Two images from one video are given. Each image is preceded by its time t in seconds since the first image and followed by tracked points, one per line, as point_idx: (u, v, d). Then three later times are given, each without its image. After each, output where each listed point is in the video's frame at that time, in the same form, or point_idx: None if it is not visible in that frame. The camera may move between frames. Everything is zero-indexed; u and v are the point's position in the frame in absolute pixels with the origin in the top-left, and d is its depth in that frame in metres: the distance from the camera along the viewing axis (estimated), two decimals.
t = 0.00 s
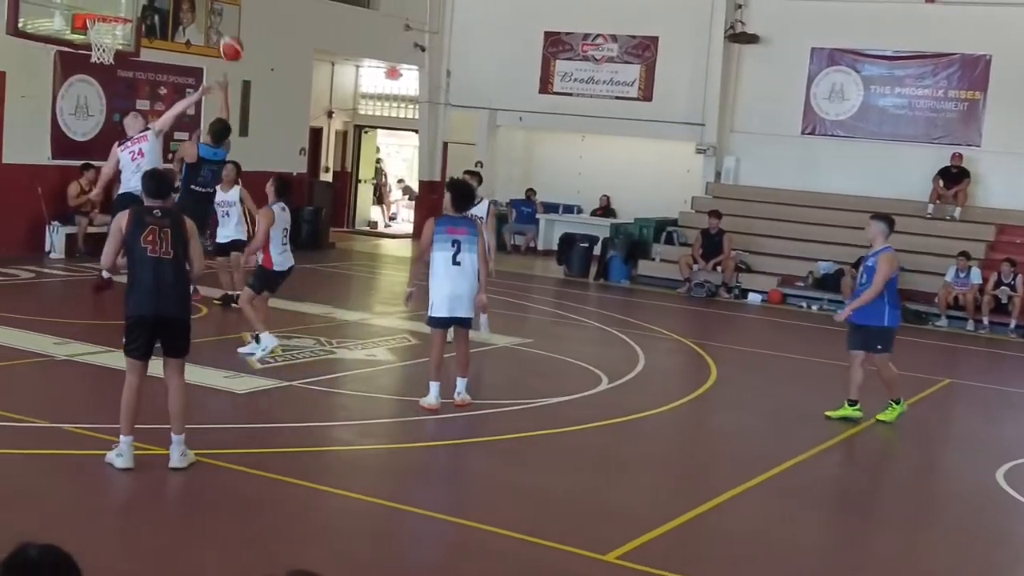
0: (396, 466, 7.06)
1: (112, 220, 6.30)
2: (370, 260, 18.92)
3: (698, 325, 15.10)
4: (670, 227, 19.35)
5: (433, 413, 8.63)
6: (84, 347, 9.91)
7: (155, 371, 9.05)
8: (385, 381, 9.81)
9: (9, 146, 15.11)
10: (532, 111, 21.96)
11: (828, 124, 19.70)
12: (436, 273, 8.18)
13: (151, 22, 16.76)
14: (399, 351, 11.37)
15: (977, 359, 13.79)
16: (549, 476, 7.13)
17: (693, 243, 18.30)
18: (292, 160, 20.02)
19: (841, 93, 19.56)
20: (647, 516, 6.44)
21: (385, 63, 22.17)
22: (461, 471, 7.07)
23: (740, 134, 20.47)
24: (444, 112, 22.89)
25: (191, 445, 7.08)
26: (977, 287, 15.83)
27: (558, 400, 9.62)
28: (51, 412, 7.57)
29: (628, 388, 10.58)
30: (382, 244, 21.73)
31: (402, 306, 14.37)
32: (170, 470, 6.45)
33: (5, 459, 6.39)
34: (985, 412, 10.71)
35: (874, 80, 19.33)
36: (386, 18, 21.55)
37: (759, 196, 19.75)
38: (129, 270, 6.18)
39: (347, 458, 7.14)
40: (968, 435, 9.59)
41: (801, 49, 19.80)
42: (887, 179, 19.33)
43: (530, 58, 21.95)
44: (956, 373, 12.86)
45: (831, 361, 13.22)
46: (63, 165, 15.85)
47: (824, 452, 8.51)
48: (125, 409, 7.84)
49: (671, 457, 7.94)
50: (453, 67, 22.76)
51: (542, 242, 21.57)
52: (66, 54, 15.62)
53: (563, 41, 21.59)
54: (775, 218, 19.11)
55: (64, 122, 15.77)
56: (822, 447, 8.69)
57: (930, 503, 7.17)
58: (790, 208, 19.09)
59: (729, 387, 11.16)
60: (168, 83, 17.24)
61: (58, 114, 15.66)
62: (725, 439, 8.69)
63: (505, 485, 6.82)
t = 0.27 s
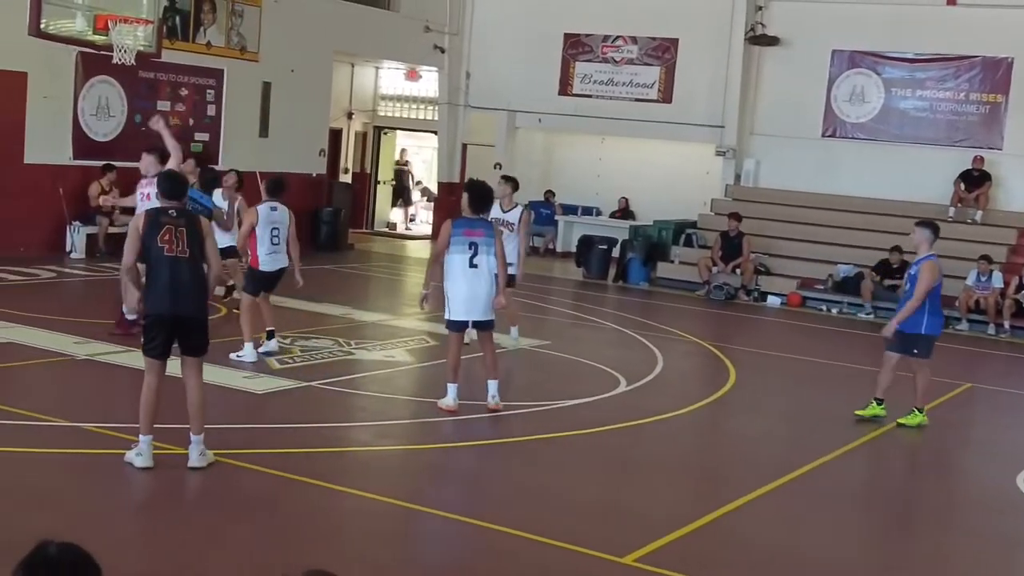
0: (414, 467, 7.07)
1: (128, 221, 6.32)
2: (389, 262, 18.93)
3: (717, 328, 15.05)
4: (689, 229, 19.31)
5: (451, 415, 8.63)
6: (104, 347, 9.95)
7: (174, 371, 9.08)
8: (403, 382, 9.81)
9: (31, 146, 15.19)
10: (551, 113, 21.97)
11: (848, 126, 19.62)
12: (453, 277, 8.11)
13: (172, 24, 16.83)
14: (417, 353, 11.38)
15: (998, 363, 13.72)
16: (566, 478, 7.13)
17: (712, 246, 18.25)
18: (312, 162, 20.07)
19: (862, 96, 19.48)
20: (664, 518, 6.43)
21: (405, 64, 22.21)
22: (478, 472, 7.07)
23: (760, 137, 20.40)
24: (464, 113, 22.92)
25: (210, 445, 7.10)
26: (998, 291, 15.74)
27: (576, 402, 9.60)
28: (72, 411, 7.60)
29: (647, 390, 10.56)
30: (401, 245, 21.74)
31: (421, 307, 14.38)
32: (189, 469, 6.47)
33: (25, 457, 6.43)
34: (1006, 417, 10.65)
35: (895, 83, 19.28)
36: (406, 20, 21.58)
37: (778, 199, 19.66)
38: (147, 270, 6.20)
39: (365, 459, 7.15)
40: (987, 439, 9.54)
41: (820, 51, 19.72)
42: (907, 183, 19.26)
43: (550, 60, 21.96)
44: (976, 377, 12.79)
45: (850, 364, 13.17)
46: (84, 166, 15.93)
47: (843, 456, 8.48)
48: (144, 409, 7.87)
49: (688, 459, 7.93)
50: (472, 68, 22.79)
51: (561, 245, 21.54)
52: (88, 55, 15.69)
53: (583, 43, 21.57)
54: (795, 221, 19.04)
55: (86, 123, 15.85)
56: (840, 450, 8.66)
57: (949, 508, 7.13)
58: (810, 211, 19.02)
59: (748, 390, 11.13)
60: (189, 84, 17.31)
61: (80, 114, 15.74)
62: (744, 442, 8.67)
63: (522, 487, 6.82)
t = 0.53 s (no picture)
0: (429, 468, 7.06)
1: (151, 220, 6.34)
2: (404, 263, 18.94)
3: (732, 330, 15.03)
4: (704, 232, 19.27)
5: (466, 416, 8.62)
6: (120, 346, 9.98)
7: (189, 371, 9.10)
8: (418, 383, 9.82)
9: (49, 146, 15.24)
10: (567, 114, 21.97)
11: (865, 129, 19.57)
12: (477, 281, 8.10)
13: (190, 24, 16.86)
14: (432, 354, 11.37)
15: (1014, 367, 13.66)
16: (581, 480, 7.13)
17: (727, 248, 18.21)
18: (328, 162, 20.10)
19: (878, 98, 19.42)
20: (680, 520, 6.42)
21: (421, 65, 22.22)
22: (493, 474, 7.06)
23: (776, 139, 20.35)
24: (479, 115, 22.94)
25: (225, 445, 7.11)
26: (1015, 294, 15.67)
27: (590, 404, 9.59)
28: (88, 410, 7.62)
29: (662, 393, 10.53)
30: (416, 246, 21.75)
31: (435, 308, 14.38)
32: (203, 469, 6.48)
33: (41, 456, 6.45)
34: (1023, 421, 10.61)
35: (912, 85, 19.22)
36: (422, 21, 21.58)
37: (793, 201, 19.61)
38: (166, 268, 6.23)
39: (379, 459, 7.14)
40: (1004, 443, 9.49)
41: (837, 53, 19.67)
42: (923, 186, 19.19)
43: (566, 61, 21.95)
44: (992, 381, 12.74)
45: (866, 367, 13.13)
46: (101, 166, 15.98)
47: (859, 459, 8.44)
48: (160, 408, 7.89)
49: (703, 462, 7.91)
50: (488, 69, 22.80)
51: (575, 246, 21.51)
52: (106, 55, 15.73)
53: (599, 44, 21.56)
54: (810, 224, 19.00)
55: (103, 123, 15.89)
56: (856, 454, 8.63)
57: (966, 512, 7.09)
58: (825, 213, 18.97)
59: (763, 393, 11.10)
60: (205, 85, 17.34)
61: (97, 114, 15.78)
62: (759, 445, 8.65)
63: (537, 488, 6.82)
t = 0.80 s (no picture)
0: (439, 468, 7.05)
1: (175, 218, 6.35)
2: (416, 263, 18.95)
3: (744, 332, 15.01)
4: (716, 233, 19.24)
5: (476, 417, 8.62)
6: (133, 345, 10.00)
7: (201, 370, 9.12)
8: (429, 383, 9.83)
9: (63, 145, 15.28)
10: (579, 115, 21.96)
11: (878, 131, 19.52)
12: (505, 284, 7.96)
13: (203, 24, 16.90)
14: (443, 354, 11.37)
15: None
16: (593, 481, 7.12)
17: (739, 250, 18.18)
18: (340, 163, 20.12)
19: (892, 100, 19.37)
20: (691, 522, 6.42)
21: (434, 66, 22.23)
22: (502, 474, 7.05)
23: (789, 140, 20.30)
24: (492, 115, 22.95)
25: (236, 444, 7.11)
26: None
27: (601, 405, 9.58)
28: (100, 409, 7.64)
29: (674, 394, 10.51)
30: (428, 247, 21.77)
31: (446, 308, 14.39)
32: (214, 468, 6.49)
33: (53, 454, 6.46)
34: None
35: (925, 88, 19.16)
36: (435, 21, 21.60)
37: (806, 203, 19.56)
38: (186, 267, 6.23)
39: (389, 459, 7.14)
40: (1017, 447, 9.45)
41: (850, 54, 19.62)
42: (937, 188, 19.14)
43: (579, 62, 21.94)
44: (1005, 384, 12.70)
45: (878, 369, 13.10)
46: (115, 165, 16.02)
47: (870, 463, 8.41)
48: (173, 407, 7.90)
49: (715, 464, 7.90)
50: (501, 70, 22.81)
51: (587, 247, 21.50)
52: (119, 54, 15.78)
53: (611, 45, 21.55)
54: (823, 226, 18.96)
55: (117, 123, 15.93)
56: (868, 456, 8.61)
57: (978, 516, 7.06)
58: (838, 216, 18.93)
59: (775, 395, 11.08)
60: (218, 84, 17.37)
61: (111, 114, 15.82)
62: (771, 447, 8.64)
63: (549, 489, 6.82)
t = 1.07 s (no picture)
0: (447, 470, 7.04)
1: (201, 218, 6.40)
2: (425, 263, 18.97)
3: (754, 334, 14.98)
4: (727, 234, 19.21)
5: (486, 418, 8.60)
6: (143, 345, 10.02)
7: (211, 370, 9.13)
8: (438, 384, 9.83)
9: (74, 145, 15.31)
10: (589, 116, 21.95)
11: (889, 132, 19.47)
12: (525, 289, 7.79)
13: (214, 24, 16.93)
14: (452, 355, 11.37)
15: None
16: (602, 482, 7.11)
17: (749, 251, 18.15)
18: (350, 163, 20.14)
19: (903, 101, 19.33)
20: (701, 524, 6.40)
21: (443, 66, 22.24)
22: (511, 476, 7.04)
23: (799, 142, 20.27)
24: (501, 116, 22.96)
25: (245, 444, 7.12)
26: None
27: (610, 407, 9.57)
28: (110, 408, 7.64)
29: (683, 396, 10.49)
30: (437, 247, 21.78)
31: (456, 309, 14.40)
32: (224, 468, 6.50)
33: (63, 454, 6.47)
34: None
35: (936, 89, 19.10)
36: (445, 22, 21.60)
37: (816, 205, 19.53)
38: (205, 266, 6.27)
39: (398, 460, 7.13)
40: None
41: (861, 56, 19.58)
42: (948, 190, 19.09)
43: (589, 63, 21.93)
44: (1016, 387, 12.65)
45: (888, 372, 13.07)
46: (125, 165, 16.06)
47: (880, 465, 8.38)
48: (183, 408, 7.91)
49: (725, 466, 7.89)
50: (511, 71, 22.81)
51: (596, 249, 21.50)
52: (131, 54, 15.82)
53: (621, 46, 21.55)
54: (833, 227, 18.92)
55: (128, 123, 15.95)
56: (878, 459, 8.59)
57: (988, 519, 7.04)
58: (848, 217, 18.90)
59: (785, 397, 11.06)
60: (229, 85, 17.40)
61: (122, 114, 15.84)
62: (781, 449, 8.62)
63: (558, 490, 6.81)
